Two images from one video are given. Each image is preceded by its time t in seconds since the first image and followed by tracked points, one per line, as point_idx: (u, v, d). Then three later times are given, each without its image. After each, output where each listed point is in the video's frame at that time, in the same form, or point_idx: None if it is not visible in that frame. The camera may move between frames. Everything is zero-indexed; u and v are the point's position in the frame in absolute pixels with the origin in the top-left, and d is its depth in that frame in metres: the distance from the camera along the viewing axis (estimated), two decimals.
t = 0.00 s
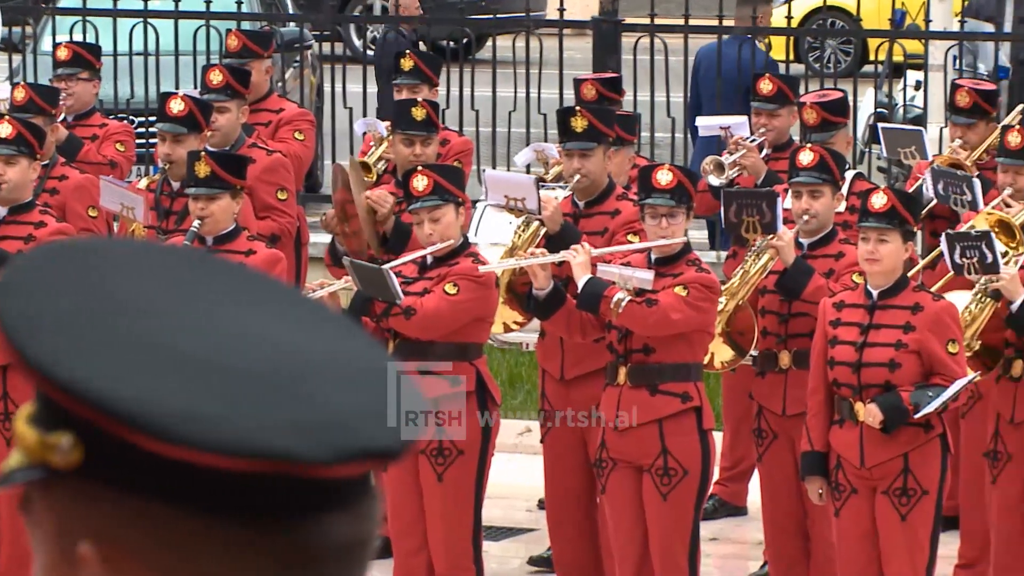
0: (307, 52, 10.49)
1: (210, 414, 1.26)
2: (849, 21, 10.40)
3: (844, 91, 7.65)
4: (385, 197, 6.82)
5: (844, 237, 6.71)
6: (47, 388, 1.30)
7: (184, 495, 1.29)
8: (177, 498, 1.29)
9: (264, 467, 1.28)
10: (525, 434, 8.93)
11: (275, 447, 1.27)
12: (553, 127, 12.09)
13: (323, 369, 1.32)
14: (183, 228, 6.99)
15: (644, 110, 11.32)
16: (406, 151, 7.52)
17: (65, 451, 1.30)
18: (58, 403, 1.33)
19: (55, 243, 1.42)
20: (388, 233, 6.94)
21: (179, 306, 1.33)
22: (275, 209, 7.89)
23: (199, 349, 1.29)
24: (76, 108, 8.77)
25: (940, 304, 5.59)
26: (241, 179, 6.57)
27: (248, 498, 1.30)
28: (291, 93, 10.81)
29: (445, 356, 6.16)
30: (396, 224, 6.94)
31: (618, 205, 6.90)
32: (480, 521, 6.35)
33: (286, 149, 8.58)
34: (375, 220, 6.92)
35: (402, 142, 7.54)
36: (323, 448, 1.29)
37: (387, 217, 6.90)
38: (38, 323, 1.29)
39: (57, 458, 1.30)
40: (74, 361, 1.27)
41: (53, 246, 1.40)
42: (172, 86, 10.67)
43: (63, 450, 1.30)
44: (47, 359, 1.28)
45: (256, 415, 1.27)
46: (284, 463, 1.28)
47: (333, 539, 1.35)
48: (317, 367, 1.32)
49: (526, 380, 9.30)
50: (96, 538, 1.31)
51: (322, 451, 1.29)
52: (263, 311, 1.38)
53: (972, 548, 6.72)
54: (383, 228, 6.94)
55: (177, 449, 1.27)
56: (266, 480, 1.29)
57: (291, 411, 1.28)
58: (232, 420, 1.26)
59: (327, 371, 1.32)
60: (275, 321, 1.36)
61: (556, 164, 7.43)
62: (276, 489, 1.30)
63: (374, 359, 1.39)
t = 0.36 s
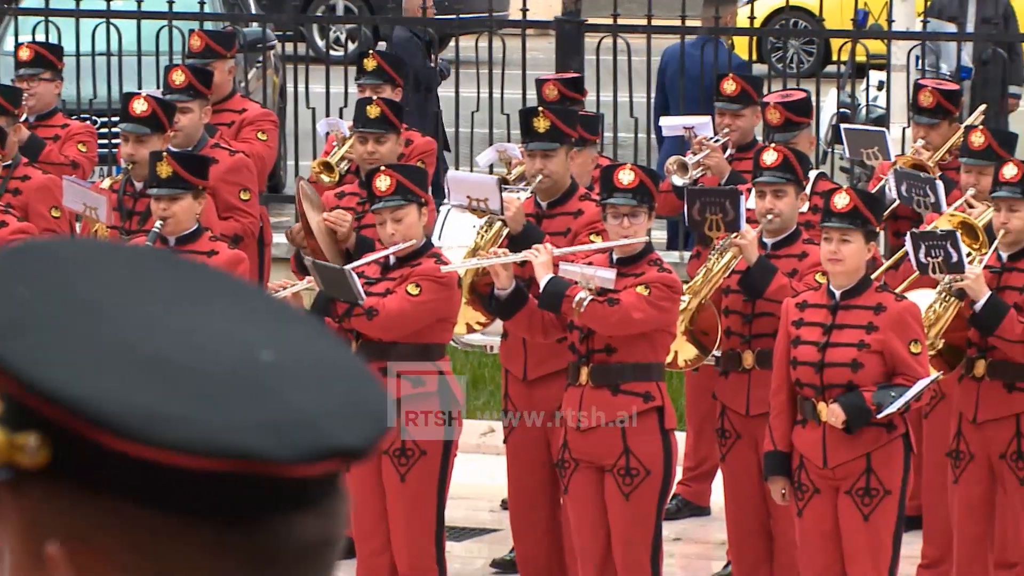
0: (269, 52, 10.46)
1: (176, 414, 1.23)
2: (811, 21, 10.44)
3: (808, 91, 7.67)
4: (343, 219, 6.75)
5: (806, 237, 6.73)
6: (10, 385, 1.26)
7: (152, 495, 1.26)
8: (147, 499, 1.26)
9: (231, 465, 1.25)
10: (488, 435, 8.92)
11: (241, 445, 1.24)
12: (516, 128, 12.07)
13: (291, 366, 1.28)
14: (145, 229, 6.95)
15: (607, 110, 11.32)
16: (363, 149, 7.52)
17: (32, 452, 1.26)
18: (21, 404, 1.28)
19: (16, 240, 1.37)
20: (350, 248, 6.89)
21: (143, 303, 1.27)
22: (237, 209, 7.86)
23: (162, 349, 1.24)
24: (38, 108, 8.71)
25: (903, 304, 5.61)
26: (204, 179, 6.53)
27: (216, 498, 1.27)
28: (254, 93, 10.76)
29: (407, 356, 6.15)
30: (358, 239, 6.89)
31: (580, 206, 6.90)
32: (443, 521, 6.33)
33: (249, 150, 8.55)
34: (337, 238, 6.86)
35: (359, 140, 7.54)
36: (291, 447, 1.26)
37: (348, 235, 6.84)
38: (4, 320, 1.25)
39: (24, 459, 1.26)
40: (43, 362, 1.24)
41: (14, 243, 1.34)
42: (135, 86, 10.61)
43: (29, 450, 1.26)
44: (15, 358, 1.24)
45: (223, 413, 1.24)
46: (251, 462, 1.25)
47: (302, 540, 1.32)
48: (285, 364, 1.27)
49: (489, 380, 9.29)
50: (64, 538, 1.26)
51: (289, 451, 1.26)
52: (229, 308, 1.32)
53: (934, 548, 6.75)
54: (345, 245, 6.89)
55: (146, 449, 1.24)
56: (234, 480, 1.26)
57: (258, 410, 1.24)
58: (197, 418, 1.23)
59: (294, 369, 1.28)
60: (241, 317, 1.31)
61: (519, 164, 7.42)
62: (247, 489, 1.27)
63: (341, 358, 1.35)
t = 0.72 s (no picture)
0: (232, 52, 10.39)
1: (149, 414, 1.22)
2: (774, 21, 10.46)
3: (770, 92, 7.68)
4: (300, 217, 6.68)
5: (769, 237, 6.75)
6: None
7: (121, 494, 1.24)
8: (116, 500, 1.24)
9: (204, 466, 1.24)
10: (451, 435, 8.91)
11: (211, 444, 1.23)
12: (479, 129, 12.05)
13: (260, 366, 1.27)
14: (108, 229, 6.92)
15: (571, 110, 11.31)
16: (325, 150, 7.52)
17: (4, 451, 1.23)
18: None
19: None
20: (307, 246, 6.83)
21: (117, 305, 1.26)
22: (200, 210, 7.82)
23: (136, 350, 1.23)
24: None
25: (865, 304, 5.63)
26: (165, 179, 6.48)
27: (186, 497, 1.24)
28: (217, 93, 10.70)
29: (369, 356, 6.13)
30: (315, 238, 6.83)
31: (543, 206, 6.89)
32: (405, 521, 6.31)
33: (212, 150, 8.50)
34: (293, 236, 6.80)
35: (321, 141, 7.53)
36: (262, 447, 1.25)
37: (304, 234, 6.77)
38: None
39: None
40: (16, 361, 1.22)
41: None
42: (97, 86, 10.53)
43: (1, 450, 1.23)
44: None
45: (194, 414, 1.23)
46: (221, 462, 1.24)
47: (273, 540, 1.29)
48: (255, 365, 1.27)
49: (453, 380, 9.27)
50: (36, 538, 1.22)
51: (261, 452, 1.25)
52: (205, 309, 1.32)
53: (897, 548, 6.77)
54: (300, 244, 6.83)
55: (116, 450, 1.22)
56: (205, 478, 1.25)
57: (227, 410, 1.24)
58: (168, 418, 1.22)
59: (264, 368, 1.28)
60: (214, 318, 1.30)
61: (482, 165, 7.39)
62: (220, 489, 1.26)
63: (309, 357, 1.34)
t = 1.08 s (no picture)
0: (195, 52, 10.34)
1: (131, 415, 1.19)
2: (737, 22, 10.47)
3: (733, 92, 7.69)
4: (271, 211, 6.68)
5: (732, 237, 6.76)
6: None
7: (97, 495, 1.20)
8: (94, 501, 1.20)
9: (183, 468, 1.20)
10: (415, 436, 8.88)
11: (191, 445, 1.20)
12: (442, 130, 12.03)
13: (243, 364, 1.24)
14: (71, 229, 6.87)
15: (534, 111, 11.31)
16: (288, 150, 7.48)
17: None
18: None
19: None
20: (278, 242, 6.85)
21: (100, 304, 1.21)
22: (164, 211, 7.78)
23: (123, 350, 1.19)
24: None
25: (828, 304, 5.64)
26: (128, 180, 6.45)
27: (164, 497, 1.21)
28: (180, 94, 10.64)
29: (333, 356, 6.10)
30: (285, 233, 6.84)
31: (505, 207, 6.89)
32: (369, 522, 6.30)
33: (174, 150, 8.45)
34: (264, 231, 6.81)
35: (284, 141, 7.50)
36: (240, 447, 1.22)
37: (275, 228, 6.79)
38: None
39: None
40: None
41: None
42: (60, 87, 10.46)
43: None
44: None
45: (176, 414, 1.19)
46: (200, 462, 1.20)
47: (251, 541, 1.25)
48: (239, 364, 1.23)
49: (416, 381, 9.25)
50: (7, 539, 1.19)
51: (241, 453, 1.22)
52: (187, 307, 1.28)
53: (860, 548, 6.80)
54: (271, 238, 6.84)
55: (96, 452, 1.19)
56: (185, 479, 1.21)
57: (209, 410, 1.21)
58: (150, 420, 1.19)
59: (247, 367, 1.24)
60: (196, 316, 1.26)
61: (444, 169, 7.35)
62: (201, 491, 1.22)
63: (291, 356, 1.31)
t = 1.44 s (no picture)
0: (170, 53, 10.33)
1: (109, 415, 1.09)
2: (710, 23, 10.53)
3: (708, 92, 7.70)
4: (241, 204, 6.72)
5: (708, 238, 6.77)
6: None
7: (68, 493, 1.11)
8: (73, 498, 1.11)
9: (162, 471, 1.10)
10: (391, 436, 8.87)
11: (168, 446, 1.10)
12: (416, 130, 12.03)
13: (224, 364, 1.13)
14: (46, 230, 6.84)
15: (508, 112, 11.32)
16: (270, 151, 7.41)
17: None
18: None
19: None
20: (246, 236, 6.88)
21: (72, 300, 1.11)
22: (140, 212, 7.75)
23: (96, 351, 1.09)
24: None
25: (804, 304, 5.65)
26: (102, 180, 6.42)
27: (143, 496, 1.12)
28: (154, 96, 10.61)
29: (309, 357, 6.07)
30: (254, 227, 6.88)
31: (481, 207, 6.89)
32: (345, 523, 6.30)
33: (150, 151, 8.41)
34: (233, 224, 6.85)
35: (266, 143, 7.43)
36: (223, 450, 1.11)
37: (245, 221, 6.83)
38: None
39: None
40: None
41: None
42: (34, 88, 10.42)
43: None
44: None
45: (154, 415, 1.10)
46: (178, 466, 1.10)
47: (232, 544, 1.16)
48: (220, 364, 1.13)
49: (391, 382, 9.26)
50: None
51: (223, 456, 1.12)
52: (167, 302, 1.17)
53: (837, 548, 6.82)
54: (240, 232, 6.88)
55: (73, 453, 1.09)
56: (164, 481, 1.11)
57: (188, 413, 1.10)
58: (127, 420, 1.09)
59: (229, 367, 1.13)
60: (176, 318, 1.15)
61: (419, 168, 7.34)
62: (179, 493, 1.13)
63: (275, 359, 1.20)
